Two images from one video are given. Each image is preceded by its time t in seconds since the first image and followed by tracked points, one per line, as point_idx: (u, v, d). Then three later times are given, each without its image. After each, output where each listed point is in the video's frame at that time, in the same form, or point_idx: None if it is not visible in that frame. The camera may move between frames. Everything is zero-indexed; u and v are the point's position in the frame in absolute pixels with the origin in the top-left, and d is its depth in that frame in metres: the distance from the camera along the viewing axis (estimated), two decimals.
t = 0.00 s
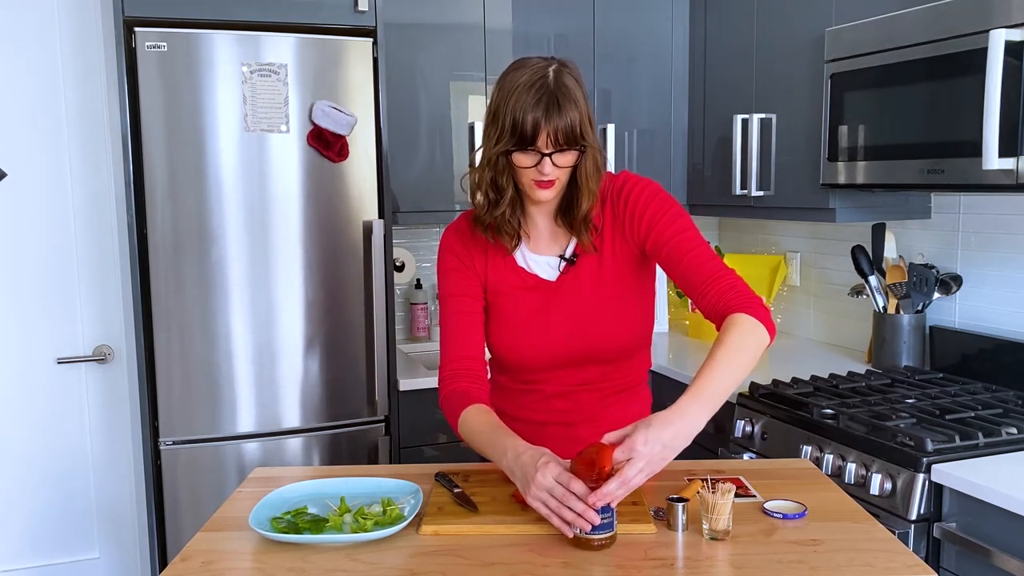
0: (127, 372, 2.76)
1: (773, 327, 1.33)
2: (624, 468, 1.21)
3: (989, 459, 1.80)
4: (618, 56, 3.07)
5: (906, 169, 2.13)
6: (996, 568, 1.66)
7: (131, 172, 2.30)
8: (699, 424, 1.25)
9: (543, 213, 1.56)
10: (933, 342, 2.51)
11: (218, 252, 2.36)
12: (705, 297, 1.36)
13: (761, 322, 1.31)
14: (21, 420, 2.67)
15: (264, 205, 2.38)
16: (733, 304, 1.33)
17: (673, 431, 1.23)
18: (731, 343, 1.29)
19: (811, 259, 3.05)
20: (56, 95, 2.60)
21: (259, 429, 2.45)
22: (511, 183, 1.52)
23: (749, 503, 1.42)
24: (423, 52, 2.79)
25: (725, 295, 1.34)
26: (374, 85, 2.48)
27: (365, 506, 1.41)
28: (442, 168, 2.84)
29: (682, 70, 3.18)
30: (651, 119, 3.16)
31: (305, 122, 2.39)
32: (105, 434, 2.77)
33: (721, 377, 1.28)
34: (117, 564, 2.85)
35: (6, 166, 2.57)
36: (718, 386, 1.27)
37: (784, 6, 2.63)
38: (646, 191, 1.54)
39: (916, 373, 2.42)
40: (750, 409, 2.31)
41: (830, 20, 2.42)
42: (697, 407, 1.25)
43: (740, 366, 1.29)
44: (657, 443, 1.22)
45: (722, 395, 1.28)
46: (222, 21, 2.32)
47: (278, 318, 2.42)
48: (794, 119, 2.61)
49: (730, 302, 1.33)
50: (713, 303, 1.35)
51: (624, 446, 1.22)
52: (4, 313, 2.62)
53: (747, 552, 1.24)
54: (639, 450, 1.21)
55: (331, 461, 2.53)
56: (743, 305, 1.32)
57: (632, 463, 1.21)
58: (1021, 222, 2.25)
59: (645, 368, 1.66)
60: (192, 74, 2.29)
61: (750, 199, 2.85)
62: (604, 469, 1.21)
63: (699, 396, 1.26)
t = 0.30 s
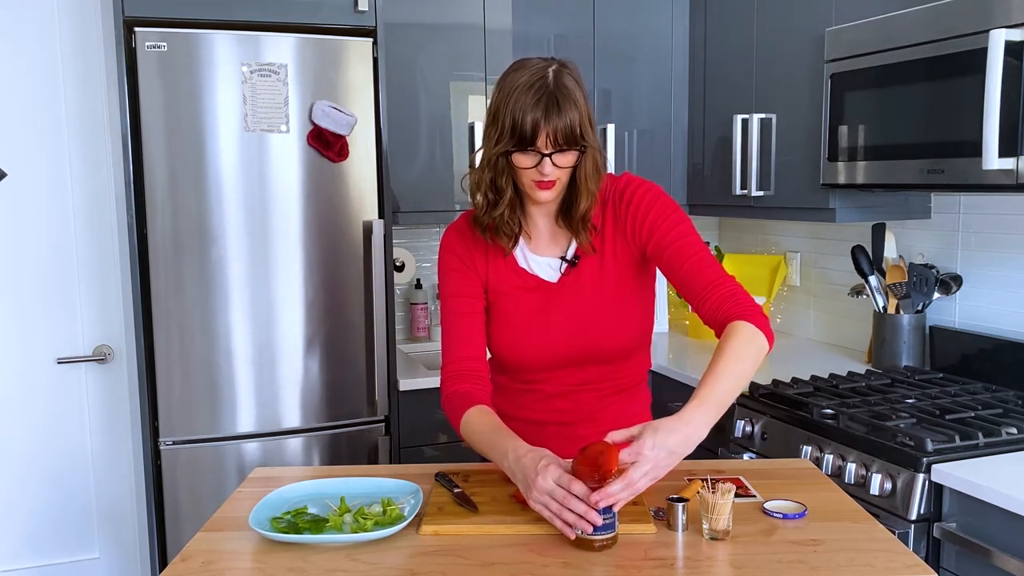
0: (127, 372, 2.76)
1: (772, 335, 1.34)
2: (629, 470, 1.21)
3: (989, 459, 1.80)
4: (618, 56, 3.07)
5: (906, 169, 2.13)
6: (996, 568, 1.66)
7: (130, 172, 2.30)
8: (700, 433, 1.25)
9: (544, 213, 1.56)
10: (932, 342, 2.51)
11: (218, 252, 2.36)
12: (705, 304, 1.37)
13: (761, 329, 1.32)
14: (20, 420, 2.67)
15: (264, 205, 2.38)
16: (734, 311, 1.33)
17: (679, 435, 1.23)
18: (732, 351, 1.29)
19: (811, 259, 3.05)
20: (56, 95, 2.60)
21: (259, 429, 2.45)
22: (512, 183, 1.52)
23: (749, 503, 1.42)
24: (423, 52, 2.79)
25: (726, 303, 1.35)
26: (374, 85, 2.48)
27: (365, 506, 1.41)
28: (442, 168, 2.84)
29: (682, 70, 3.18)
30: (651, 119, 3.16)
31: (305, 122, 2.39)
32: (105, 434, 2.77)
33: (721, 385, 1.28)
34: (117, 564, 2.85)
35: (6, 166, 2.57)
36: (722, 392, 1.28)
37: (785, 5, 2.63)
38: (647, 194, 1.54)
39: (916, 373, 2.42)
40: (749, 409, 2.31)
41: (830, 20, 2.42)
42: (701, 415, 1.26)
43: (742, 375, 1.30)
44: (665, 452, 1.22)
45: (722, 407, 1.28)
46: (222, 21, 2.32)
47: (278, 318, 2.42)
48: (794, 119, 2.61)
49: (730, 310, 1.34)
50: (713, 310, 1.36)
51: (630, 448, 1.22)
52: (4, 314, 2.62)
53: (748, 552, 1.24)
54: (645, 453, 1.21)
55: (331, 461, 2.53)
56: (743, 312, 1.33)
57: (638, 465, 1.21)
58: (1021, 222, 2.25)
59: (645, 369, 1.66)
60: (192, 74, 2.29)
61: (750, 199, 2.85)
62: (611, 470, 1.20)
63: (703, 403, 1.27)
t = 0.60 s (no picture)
0: (127, 371, 2.76)
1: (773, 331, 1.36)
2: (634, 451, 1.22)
3: (989, 459, 1.80)
4: (618, 56, 3.07)
5: (906, 169, 2.13)
6: (996, 568, 1.66)
7: (130, 172, 2.30)
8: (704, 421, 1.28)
9: (546, 213, 1.56)
10: (932, 342, 2.51)
11: (218, 253, 2.36)
12: (707, 302, 1.38)
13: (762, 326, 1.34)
14: (20, 420, 2.67)
15: (264, 205, 2.38)
16: (736, 310, 1.35)
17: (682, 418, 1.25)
18: (737, 347, 1.30)
19: (811, 259, 3.05)
20: (56, 95, 2.60)
21: (259, 429, 2.45)
22: (515, 182, 1.51)
23: (749, 503, 1.42)
24: (422, 52, 2.79)
25: (728, 302, 1.36)
26: (374, 85, 2.48)
27: (365, 506, 1.41)
28: (442, 168, 2.84)
29: (682, 70, 3.18)
30: (651, 119, 3.16)
31: (305, 122, 2.39)
32: (105, 433, 2.77)
33: (725, 377, 1.30)
34: (117, 564, 2.85)
35: (6, 166, 2.57)
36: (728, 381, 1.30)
37: (785, 5, 2.63)
38: (649, 194, 1.54)
39: (916, 373, 2.42)
40: (750, 409, 2.31)
41: (830, 20, 2.42)
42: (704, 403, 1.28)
43: (745, 368, 1.31)
44: (670, 436, 1.24)
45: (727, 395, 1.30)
46: (222, 21, 2.32)
47: (278, 318, 2.42)
48: (794, 119, 2.61)
49: (732, 309, 1.35)
50: (713, 310, 1.38)
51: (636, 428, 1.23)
52: (4, 314, 2.62)
53: (747, 552, 1.24)
54: (650, 435, 1.23)
55: (331, 461, 2.53)
56: (746, 312, 1.34)
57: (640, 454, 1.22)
58: (1021, 222, 2.25)
59: (644, 369, 1.66)
60: (192, 74, 2.29)
61: (750, 199, 2.85)
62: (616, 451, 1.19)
63: (714, 388, 1.29)
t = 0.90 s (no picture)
0: (127, 371, 2.75)
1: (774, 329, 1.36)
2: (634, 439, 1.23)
3: (989, 459, 1.80)
4: (617, 56, 3.08)
5: (906, 169, 2.13)
6: (996, 568, 1.66)
7: (131, 173, 2.30)
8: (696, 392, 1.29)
9: (548, 209, 1.57)
10: (932, 341, 2.51)
11: (218, 253, 2.36)
12: (708, 298, 1.38)
13: (765, 322, 1.34)
14: (20, 420, 2.67)
15: (264, 205, 2.38)
16: (736, 304, 1.35)
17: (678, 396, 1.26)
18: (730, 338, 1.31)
19: (811, 259, 3.05)
20: (56, 95, 2.60)
21: (259, 429, 2.45)
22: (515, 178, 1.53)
23: (749, 503, 1.42)
24: (422, 52, 2.79)
25: (730, 297, 1.36)
26: (374, 85, 2.48)
27: (365, 506, 1.41)
28: (442, 168, 2.84)
29: (682, 70, 3.18)
30: (651, 119, 3.16)
31: (305, 122, 2.39)
32: (105, 433, 2.77)
33: (720, 358, 1.30)
34: (117, 564, 2.85)
35: (6, 166, 2.57)
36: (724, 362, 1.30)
37: (786, 5, 2.63)
38: (654, 193, 1.54)
39: (916, 373, 2.42)
40: (749, 409, 2.31)
41: (830, 20, 2.42)
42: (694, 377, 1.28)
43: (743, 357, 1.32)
44: (665, 412, 1.25)
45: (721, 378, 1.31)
46: (222, 21, 2.32)
47: (278, 318, 2.42)
48: (794, 119, 2.61)
49: (733, 302, 1.35)
50: (713, 300, 1.38)
51: (631, 412, 1.25)
52: (4, 313, 2.62)
53: (747, 552, 1.24)
54: (647, 417, 1.24)
55: (331, 461, 2.53)
56: (746, 304, 1.35)
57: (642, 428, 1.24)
58: (1021, 222, 2.25)
59: (645, 368, 1.65)
60: (192, 74, 2.29)
61: (750, 199, 2.85)
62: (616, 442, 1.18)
63: (707, 367, 1.30)
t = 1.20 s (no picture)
0: (127, 371, 2.75)
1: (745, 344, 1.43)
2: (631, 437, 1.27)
3: (989, 459, 1.80)
4: (617, 56, 3.08)
5: (906, 170, 2.13)
6: (996, 568, 1.66)
7: (130, 173, 2.30)
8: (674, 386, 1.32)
9: (565, 200, 1.59)
10: (932, 341, 2.51)
11: (218, 252, 2.36)
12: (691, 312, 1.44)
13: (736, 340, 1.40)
14: (19, 420, 2.67)
15: (264, 206, 2.38)
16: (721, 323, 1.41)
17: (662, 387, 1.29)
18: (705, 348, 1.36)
19: (811, 259, 3.05)
20: (56, 95, 2.60)
21: (259, 429, 2.45)
22: (538, 162, 1.55)
23: (749, 503, 1.42)
24: (422, 52, 2.79)
25: (716, 315, 1.42)
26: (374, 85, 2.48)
27: (365, 506, 1.40)
28: (442, 168, 2.84)
29: (682, 70, 3.18)
30: (651, 119, 3.16)
31: (305, 122, 2.39)
32: (105, 433, 2.77)
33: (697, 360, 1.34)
34: (116, 564, 2.85)
35: (6, 166, 2.57)
36: (703, 365, 1.35)
37: (786, 5, 2.63)
38: (670, 209, 1.57)
39: (916, 373, 2.42)
40: (749, 409, 2.31)
41: (830, 20, 2.42)
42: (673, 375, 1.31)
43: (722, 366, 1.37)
44: (653, 403, 1.28)
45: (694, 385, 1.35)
46: (222, 21, 2.32)
47: (277, 318, 2.42)
48: (794, 120, 2.61)
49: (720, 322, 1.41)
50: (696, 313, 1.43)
51: (624, 407, 1.26)
52: (4, 313, 2.62)
53: (747, 552, 1.24)
54: (639, 411, 1.26)
55: (331, 461, 2.53)
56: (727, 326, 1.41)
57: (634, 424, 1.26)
58: (1021, 222, 2.25)
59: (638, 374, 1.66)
60: (192, 74, 2.29)
61: (750, 199, 2.85)
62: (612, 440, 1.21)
63: (683, 364, 1.33)
